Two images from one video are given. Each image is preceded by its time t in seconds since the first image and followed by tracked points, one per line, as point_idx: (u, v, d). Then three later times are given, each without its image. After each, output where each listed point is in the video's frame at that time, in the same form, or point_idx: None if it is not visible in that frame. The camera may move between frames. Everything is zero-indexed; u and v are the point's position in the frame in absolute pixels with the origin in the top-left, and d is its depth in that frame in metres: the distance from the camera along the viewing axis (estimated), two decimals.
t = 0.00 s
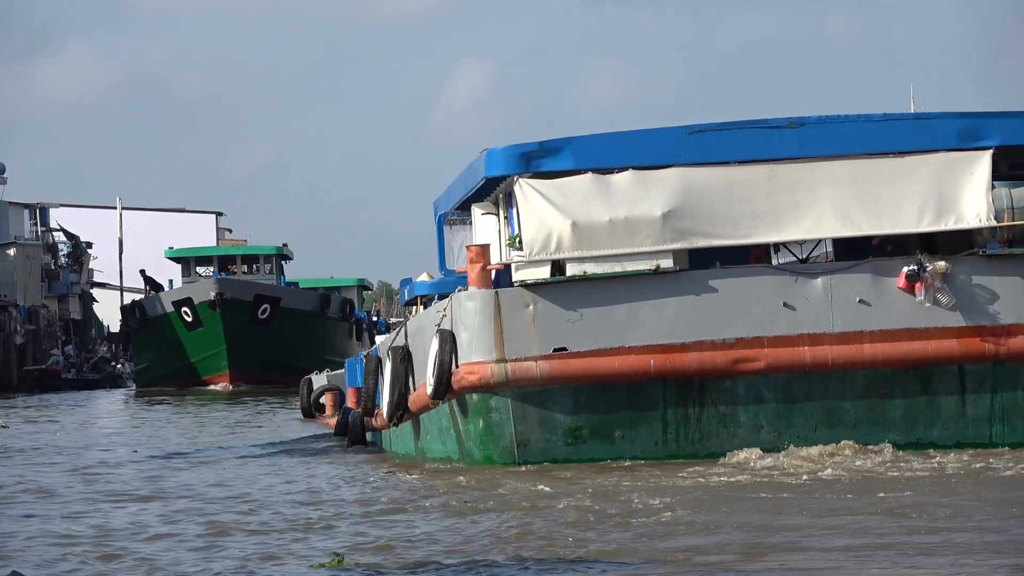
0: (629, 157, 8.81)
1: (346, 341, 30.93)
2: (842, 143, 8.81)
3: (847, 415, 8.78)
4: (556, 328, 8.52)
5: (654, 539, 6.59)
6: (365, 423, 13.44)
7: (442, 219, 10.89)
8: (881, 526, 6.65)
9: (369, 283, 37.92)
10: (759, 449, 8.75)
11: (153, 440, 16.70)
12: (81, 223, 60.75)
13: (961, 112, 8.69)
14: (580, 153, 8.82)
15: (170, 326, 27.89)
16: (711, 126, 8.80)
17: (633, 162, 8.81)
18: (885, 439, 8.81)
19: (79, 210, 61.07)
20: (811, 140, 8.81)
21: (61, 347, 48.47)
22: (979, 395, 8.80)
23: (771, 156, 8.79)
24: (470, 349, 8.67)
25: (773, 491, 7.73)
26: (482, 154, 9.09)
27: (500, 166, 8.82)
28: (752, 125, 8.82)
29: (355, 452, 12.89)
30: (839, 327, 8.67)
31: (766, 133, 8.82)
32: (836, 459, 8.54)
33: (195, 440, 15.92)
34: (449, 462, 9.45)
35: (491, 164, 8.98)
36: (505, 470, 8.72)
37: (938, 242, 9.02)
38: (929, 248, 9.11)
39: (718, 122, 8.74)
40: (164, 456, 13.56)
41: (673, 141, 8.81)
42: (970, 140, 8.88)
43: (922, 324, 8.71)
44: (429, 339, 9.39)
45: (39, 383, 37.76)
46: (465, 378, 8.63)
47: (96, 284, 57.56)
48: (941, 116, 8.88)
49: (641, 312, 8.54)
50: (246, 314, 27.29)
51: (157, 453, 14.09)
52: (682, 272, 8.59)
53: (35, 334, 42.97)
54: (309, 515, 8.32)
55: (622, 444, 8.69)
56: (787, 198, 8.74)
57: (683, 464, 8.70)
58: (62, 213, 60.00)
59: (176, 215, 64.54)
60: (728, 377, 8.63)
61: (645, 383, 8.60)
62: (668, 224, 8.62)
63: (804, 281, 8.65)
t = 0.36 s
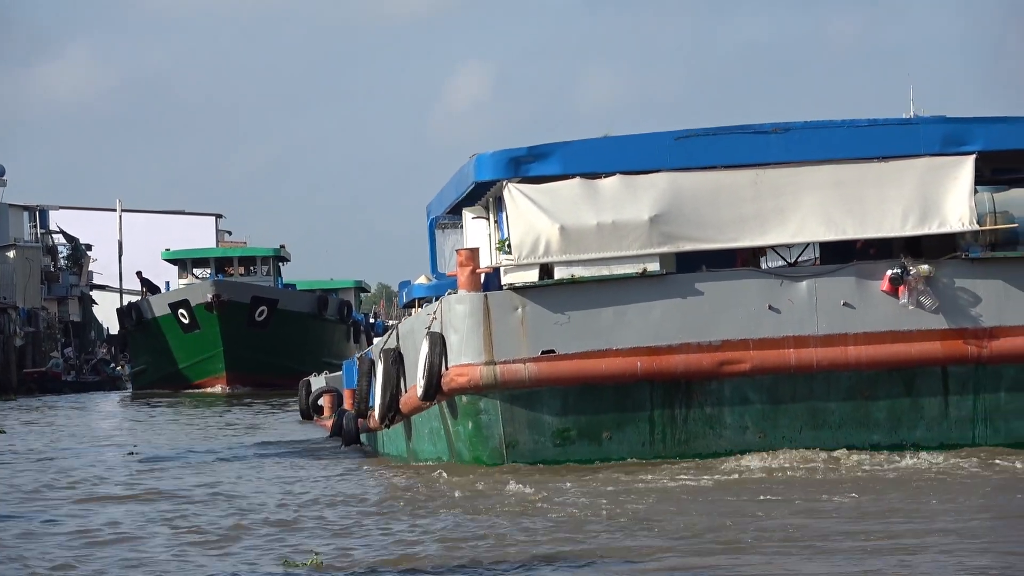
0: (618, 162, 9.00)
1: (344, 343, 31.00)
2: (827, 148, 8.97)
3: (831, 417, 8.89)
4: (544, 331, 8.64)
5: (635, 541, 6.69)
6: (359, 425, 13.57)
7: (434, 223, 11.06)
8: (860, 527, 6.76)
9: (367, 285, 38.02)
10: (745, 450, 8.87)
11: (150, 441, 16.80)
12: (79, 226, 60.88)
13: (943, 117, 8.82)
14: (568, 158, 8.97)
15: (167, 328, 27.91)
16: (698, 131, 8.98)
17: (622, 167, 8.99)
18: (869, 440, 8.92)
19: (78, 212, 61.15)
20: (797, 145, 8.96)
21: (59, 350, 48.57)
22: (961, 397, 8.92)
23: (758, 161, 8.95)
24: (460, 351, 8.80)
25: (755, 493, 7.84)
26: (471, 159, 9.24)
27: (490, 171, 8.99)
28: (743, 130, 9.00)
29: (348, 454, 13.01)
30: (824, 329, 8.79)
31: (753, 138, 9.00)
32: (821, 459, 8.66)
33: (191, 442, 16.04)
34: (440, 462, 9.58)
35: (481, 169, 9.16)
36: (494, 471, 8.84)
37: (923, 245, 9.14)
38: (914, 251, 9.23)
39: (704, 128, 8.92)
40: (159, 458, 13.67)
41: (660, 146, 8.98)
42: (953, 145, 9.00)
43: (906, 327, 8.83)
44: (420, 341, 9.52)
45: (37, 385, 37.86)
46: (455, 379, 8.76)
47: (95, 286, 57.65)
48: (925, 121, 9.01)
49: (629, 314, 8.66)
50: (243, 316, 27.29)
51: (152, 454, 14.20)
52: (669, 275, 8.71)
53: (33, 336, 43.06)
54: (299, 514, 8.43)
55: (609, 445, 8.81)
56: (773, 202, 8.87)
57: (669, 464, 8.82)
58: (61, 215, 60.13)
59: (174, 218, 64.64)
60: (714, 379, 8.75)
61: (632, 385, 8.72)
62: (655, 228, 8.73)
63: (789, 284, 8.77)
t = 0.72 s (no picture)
0: (606, 165, 9.10)
1: (342, 343, 31.11)
2: (813, 150, 9.06)
3: (818, 416, 9.01)
4: (533, 332, 8.75)
5: (620, 540, 6.79)
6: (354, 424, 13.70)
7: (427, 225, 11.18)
8: (841, 525, 6.87)
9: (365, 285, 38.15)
10: (732, 449, 8.99)
11: (148, 441, 16.91)
12: (79, 227, 61.02)
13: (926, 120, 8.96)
14: (557, 161, 9.09)
15: (164, 329, 28.02)
16: (685, 134, 9.10)
17: (610, 170, 9.09)
18: (856, 439, 9.04)
19: (79, 212, 61.25)
20: (783, 148, 9.07)
21: (59, 351, 48.70)
22: (946, 396, 9.04)
23: (745, 164, 9.06)
24: (451, 351, 8.91)
25: (741, 492, 7.95)
26: (462, 162, 9.36)
27: (480, 174, 9.13)
28: (730, 133, 9.12)
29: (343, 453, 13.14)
30: (810, 330, 8.91)
31: (740, 141, 9.11)
32: (807, 458, 8.78)
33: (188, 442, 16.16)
34: (432, 461, 9.70)
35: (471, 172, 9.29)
36: (485, 470, 8.97)
37: (907, 246, 9.34)
38: (899, 252, 9.35)
39: (692, 131, 9.04)
40: (155, 457, 13.79)
41: (648, 148, 9.09)
42: (937, 147, 9.13)
43: (891, 328, 8.94)
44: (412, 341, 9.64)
45: (37, 386, 37.98)
46: (446, 380, 8.87)
47: (96, 286, 57.78)
48: (909, 124, 9.15)
49: (617, 315, 8.77)
50: (241, 316, 27.35)
51: (149, 454, 14.32)
52: (657, 276, 8.82)
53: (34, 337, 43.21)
54: (292, 512, 8.54)
55: (598, 444, 8.94)
56: (759, 204, 8.98)
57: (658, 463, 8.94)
58: (60, 216, 60.26)
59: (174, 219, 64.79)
60: (702, 379, 8.87)
61: (621, 385, 8.84)
62: (643, 230, 8.86)
63: (776, 285, 8.88)
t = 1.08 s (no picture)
0: (594, 167, 9.20)
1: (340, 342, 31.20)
2: (799, 153, 9.17)
3: (803, 416, 9.13)
4: (522, 332, 8.88)
5: (604, 538, 6.89)
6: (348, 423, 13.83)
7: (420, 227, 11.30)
8: (821, 524, 6.97)
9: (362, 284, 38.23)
10: (719, 448, 9.11)
11: (145, 440, 17.02)
12: (78, 227, 61.13)
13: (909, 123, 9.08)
14: (545, 163, 9.23)
15: (160, 329, 28.13)
16: (672, 137, 9.20)
17: (597, 172, 9.20)
18: (840, 438, 9.16)
19: (78, 212, 61.34)
20: (769, 150, 9.18)
21: (58, 350, 48.81)
22: (930, 396, 9.16)
23: (731, 166, 9.18)
24: (440, 351, 9.03)
25: (725, 490, 8.07)
26: (451, 165, 9.50)
27: (470, 176, 9.28)
28: (715, 135, 9.24)
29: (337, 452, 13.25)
30: (795, 330, 9.03)
31: (726, 144, 9.23)
32: (792, 457, 8.90)
33: (184, 440, 16.28)
34: (423, 460, 9.83)
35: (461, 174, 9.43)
36: (474, 468, 9.10)
37: (893, 247, 9.48)
38: (884, 254, 9.49)
39: (680, 133, 9.15)
40: (151, 456, 13.90)
41: (636, 150, 9.20)
42: (920, 151, 9.25)
43: (875, 328, 9.06)
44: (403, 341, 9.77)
45: (36, 385, 38.09)
46: (435, 379, 8.99)
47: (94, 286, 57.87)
48: (893, 127, 9.27)
49: (604, 315, 8.90)
50: (236, 316, 27.37)
51: (144, 452, 14.44)
52: (644, 278, 8.94)
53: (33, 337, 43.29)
54: (283, 510, 8.65)
55: (586, 443, 9.06)
56: (745, 207, 9.10)
57: (645, 462, 9.06)
58: (59, 215, 60.37)
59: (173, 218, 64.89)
60: (688, 379, 8.99)
61: (608, 385, 8.96)
62: (630, 232, 8.98)
63: (761, 286, 9.00)
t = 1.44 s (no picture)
0: (582, 168, 9.36)
1: (337, 341, 31.33)
2: (783, 155, 9.33)
3: (787, 414, 9.25)
4: (510, 331, 9.00)
5: (588, 536, 7.00)
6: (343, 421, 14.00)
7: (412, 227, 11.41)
8: (801, 522, 7.08)
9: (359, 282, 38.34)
10: (705, 445, 9.24)
11: (143, 437, 17.15)
12: (77, 226, 61.25)
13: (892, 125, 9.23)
14: (534, 164, 9.38)
15: (156, 328, 28.20)
16: (659, 138, 9.36)
17: (585, 173, 9.37)
18: (825, 436, 9.28)
19: (76, 210, 61.41)
20: (755, 151, 9.36)
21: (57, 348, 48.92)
22: (913, 394, 9.28)
23: (717, 167, 9.35)
24: (430, 350, 9.15)
25: (708, 487, 8.19)
26: (441, 166, 9.64)
27: (459, 177, 9.41)
28: (703, 137, 9.39)
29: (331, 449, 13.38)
30: (780, 329, 9.15)
31: (712, 145, 9.38)
32: (777, 454, 9.02)
33: (181, 438, 16.41)
34: (414, 457, 9.96)
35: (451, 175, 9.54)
36: (462, 465, 9.26)
37: (878, 247, 9.59)
38: (868, 254, 9.64)
39: (666, 135, 9.31)
40: (147, 453, 14.03)
41: (624, 152, 9.37)
42: (904, 152, 9.40)
43: (859, 327, 9.18)
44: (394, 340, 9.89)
45: (35, 384, 38.22)
46: (425, 378, 9.12)
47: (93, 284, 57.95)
48: (877, 129, 9.41)
49: (591, 314, 9.02)
50: (232, 315, 27.43)
51: (141, 450, 14.57)
52: (631, 278, 9.05)
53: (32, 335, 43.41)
54: (274, 507, 8.76)
55: (574, 440, 9.18)
56: (731, 207, 9.22)
57: (632, 459, 9.19)
58: (58, 213, 60.47)
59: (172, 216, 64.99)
60: (675, 377, 9.11)
61: (596, 383, 9.08)
62: (617, 233, 9.09)
63: (746, 286, 9.12)
